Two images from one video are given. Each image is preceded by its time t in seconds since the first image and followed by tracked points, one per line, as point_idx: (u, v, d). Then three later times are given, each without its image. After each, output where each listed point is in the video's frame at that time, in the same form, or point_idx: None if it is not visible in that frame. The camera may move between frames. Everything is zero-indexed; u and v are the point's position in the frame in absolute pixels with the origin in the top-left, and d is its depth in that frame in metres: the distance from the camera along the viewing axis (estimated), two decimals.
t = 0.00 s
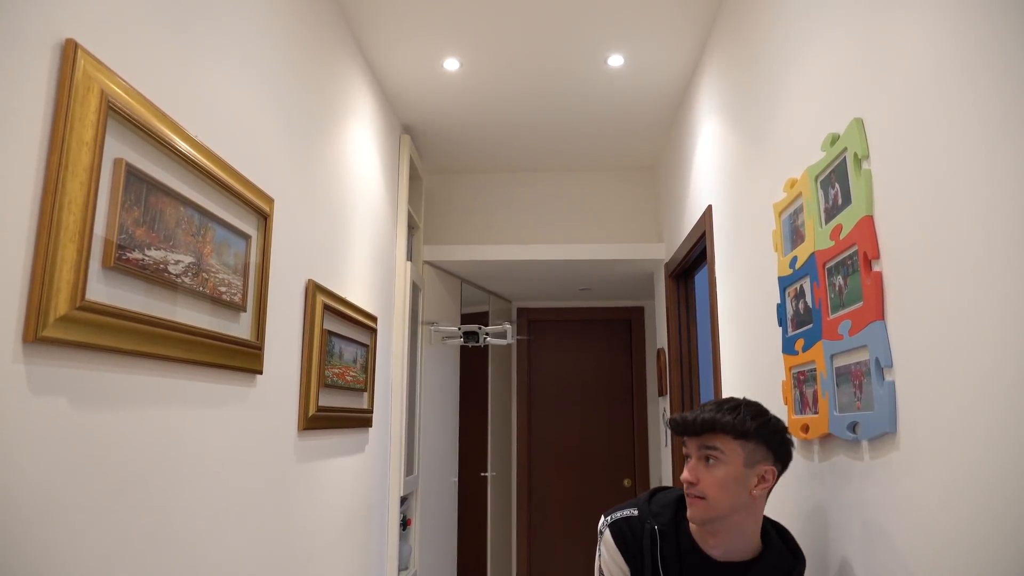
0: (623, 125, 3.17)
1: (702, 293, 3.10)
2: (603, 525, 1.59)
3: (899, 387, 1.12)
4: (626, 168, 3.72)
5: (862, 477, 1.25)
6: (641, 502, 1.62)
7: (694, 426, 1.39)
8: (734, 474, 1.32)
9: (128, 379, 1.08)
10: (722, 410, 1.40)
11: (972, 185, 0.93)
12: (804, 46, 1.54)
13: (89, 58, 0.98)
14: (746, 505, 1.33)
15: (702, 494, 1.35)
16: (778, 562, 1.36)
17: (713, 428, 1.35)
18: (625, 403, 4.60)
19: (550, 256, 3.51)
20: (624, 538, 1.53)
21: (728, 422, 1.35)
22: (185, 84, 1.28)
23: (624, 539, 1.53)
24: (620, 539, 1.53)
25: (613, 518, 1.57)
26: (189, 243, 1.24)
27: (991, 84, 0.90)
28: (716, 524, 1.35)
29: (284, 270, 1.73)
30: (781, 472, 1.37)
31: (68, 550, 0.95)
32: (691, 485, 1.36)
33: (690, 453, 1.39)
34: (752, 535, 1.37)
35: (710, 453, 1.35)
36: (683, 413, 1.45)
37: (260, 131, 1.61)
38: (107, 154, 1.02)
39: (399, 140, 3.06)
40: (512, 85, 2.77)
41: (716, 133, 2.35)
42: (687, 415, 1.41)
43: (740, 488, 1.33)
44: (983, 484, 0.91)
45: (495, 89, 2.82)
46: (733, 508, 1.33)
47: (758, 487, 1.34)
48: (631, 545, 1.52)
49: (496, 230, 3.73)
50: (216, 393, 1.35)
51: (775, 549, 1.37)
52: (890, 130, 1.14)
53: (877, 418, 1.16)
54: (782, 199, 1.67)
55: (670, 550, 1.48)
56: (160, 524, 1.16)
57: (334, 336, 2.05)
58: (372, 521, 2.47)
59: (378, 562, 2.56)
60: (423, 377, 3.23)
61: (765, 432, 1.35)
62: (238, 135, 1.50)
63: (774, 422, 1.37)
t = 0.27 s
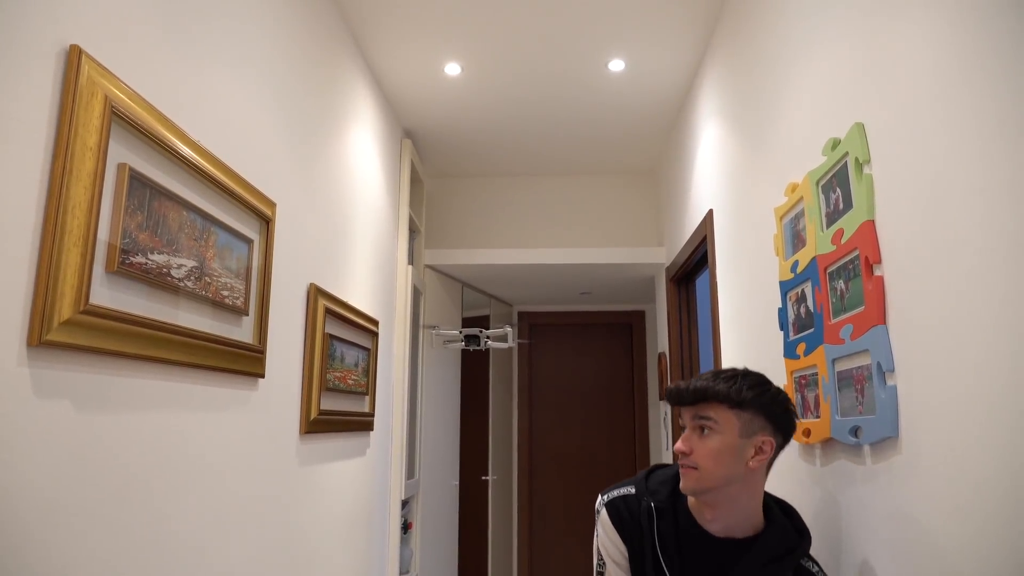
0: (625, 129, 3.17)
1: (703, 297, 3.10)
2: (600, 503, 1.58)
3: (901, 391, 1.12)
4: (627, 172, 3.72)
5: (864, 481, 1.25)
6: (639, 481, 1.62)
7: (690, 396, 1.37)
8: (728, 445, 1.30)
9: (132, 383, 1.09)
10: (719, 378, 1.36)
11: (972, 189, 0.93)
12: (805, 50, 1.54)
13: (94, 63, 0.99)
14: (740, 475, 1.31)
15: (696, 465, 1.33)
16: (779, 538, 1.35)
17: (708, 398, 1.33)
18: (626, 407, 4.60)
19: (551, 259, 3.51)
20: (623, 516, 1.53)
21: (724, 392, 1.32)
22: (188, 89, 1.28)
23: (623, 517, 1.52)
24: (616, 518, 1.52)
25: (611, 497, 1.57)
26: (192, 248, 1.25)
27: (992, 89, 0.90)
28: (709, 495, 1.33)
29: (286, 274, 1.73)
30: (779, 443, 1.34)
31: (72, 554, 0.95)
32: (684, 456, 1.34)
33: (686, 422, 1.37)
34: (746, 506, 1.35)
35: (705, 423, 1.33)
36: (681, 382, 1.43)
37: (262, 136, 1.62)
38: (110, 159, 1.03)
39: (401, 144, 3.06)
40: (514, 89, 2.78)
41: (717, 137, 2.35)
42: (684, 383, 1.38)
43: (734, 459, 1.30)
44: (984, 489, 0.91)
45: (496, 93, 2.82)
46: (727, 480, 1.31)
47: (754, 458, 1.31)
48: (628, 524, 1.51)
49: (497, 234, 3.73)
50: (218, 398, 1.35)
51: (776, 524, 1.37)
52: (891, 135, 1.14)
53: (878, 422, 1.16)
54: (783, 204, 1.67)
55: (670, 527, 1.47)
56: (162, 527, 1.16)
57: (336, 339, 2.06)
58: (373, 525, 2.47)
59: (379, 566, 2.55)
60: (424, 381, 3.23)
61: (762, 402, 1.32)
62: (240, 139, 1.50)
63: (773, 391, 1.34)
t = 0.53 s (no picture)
0: (628, 132, 3.17)
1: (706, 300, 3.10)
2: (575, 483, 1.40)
3: (905, 395, 1.12)
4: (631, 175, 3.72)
5: (867, 484, 1.25)
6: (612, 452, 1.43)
7: (679, 349, 1.24)
8: (727, 394, 1.22)
9: (137, 385, 1.09)
10: (701, 328, 1.27)
11: (975, 193, 0.93)
12: (808, 53, 1.54)
13: (99, 66, 0.99)
14: (735, 425, 1.24)
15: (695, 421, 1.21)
16: (764, 484, 1.28)
17: (704, 347, 1.22)
18: (629, 409, 4.59)
19: (555, 262, 3.51)
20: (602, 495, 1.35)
21: (718, 339, 1.23)
22: (192, 92, 1.29)
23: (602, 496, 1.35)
24: (597, 498, 1.35)
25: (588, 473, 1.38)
26: (196, 250, 1.25)
27: (994, 93, 0.90)
28: (709, 453, 1.22)
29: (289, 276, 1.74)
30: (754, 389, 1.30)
31: (77, 555, 0.95)
32: (685, 413, 1.21)
33: (674, 379, 1.24)
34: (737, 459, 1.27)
35: (702, 375, 1.22)
36: (653, 339, 1.29)
37: (266, 139, 1.62)
38: (116, 162, 1.03)
39: (404, 146, 3.07)
40: (517, 91, 2.78)
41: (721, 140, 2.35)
42: (666, 337, 1.26)
43: (732, 409, 1.22)
44: (987, 492, 0.91)
45: (500, 96, 2.82)
46: (727, 432, 1.22)
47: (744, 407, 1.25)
48: (610, 503, 1.34)
49: (500, 236, 3.74)
50: (222, 400, 1.36)
51: (760, 473, 1.28)
52: (894, 138, 1.14)
53: (882, 425, 1.16)
54: (787, 207, 1.67)
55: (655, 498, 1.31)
56: (166, 529, 1.16)
57: (339, 341, 2.06)
58: (376, 526, 2.47)
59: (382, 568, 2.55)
60: (426, 383, 3.23)
61: (744, 348, 1.27)
62: (244, 142, 1.50)
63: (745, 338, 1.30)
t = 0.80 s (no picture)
0: (630, 135, 3.18)
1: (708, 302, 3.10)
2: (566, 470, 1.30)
3: (906, 398, 1.11)
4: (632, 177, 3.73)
5: (868, 487, 1.25)
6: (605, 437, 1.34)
7: (691, 323, 1.13)
8: (738, 370, 1.14)
9: (139, 387, 1.09)
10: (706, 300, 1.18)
11: (976, 197, 0.94)
12: (809, 57, 1.55)
13: (103, 70, 1.00)
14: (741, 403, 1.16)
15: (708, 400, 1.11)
16: (763, 458, 1.19)
17: (719, 320, 1.13)
18: (630, 411, 4.59)
19: (557, 264, 3.51)
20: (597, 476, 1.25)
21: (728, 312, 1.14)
22: (194, 95, 1.29)
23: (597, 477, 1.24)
24: (589, 484, 1.24)
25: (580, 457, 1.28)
26: (199, 253, 1.25)
27: (994, 97, 0.91)
28: (718, 433, 1.13)
29: (291, 279, 1.74)
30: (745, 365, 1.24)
31: (79, 556, 0.96)
32: (700, 392, 1.10)
33: (683, 356, 1.13)
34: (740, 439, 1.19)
35: (715, 350, 1.12)
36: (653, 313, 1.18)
37: (268, 142, 1.63)
38: (118, 165, 1.04)
39: (405, 149, 3.07)
40: (520, 94, 2.79)
41: (722, 143, 2.35)
42: (673, 310, 1.15)
43: (741, 386, 1.14)
44: (988, 495, 0.91)
45: (502, 98, 2.83)
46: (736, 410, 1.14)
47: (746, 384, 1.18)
48: (604, 487, 1.23)
49: (501, 239, 3.74)
50: (224, 402, 1.36)
51: (760, 449, 1.20)
52: (895, 141, 1.14)
53: (884, 428, 1.16)
54: (788, 210, 1.67)
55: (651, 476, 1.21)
56: (168, 530, 1.16)
57: (341, 344, 2.06)
58: (377, 528, 2.47)
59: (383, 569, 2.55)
60: (428, 385, 3.24)
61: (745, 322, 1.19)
62: (246, 145, 1.51)
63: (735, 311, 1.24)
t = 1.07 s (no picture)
0: (632, 138, 3.18)
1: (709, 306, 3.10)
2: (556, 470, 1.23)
3: (907, 402, 1.11)
4: (634, 181, 3.73)
5: (868, 491, 1.25)
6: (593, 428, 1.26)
7: (677, 285, 1.07)
8: (726, 335, 1.07)
9: (141, 389, 1.10)
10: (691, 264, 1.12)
11: (975, 201, 0.94)
12: (810, 61, 1.55)
13: (106, 73, 1.00)
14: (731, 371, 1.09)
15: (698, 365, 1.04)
16: (763, 417, 1.08)
17: (705, 281, 1.07)
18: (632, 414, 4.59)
19: (558, 267, 3.51)
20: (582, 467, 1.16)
21: (715, 274, 1.09)
22: (197, 98, 1.30)
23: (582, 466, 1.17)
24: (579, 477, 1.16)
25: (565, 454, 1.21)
26: (200, 255, 1.26)
27: (993, 101, 0.91)
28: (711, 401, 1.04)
29: (293, 281, 1.75)
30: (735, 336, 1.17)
31: (80, 557, 0.96)
32: (687, 356, 1.03)
33: (669, 320, 1.07)
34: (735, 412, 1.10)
35: (702, 313, 1.06)
36: (637, 278, 1.12)
37: (270, 145, 1.63)
38: (121, 169, 1.04)
39: (407, 152, 3.08)
40: (521, 97, 2.79)
41: (723, 147, 2.36)
42: (657, 273, 1.09)
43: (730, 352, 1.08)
44: (987, 497, 0.91)
45: (503, 102, 2.83)
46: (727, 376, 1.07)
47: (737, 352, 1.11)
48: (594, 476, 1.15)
49: (503, 242, 3.74)
50: (225, 404, 1.36)
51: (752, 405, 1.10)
52: (895, 145, 1.15)
53: (884, 432, 1.16)
54: (789, 213, 1.67)
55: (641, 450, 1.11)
56: (169, 531, 1.17)
57: (342, 347, 2.07)
58: (378, 531, 2.46)
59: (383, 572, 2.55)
60: (429, 387, 3.24)
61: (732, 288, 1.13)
62: (248, 148, 1.52)
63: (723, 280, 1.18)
